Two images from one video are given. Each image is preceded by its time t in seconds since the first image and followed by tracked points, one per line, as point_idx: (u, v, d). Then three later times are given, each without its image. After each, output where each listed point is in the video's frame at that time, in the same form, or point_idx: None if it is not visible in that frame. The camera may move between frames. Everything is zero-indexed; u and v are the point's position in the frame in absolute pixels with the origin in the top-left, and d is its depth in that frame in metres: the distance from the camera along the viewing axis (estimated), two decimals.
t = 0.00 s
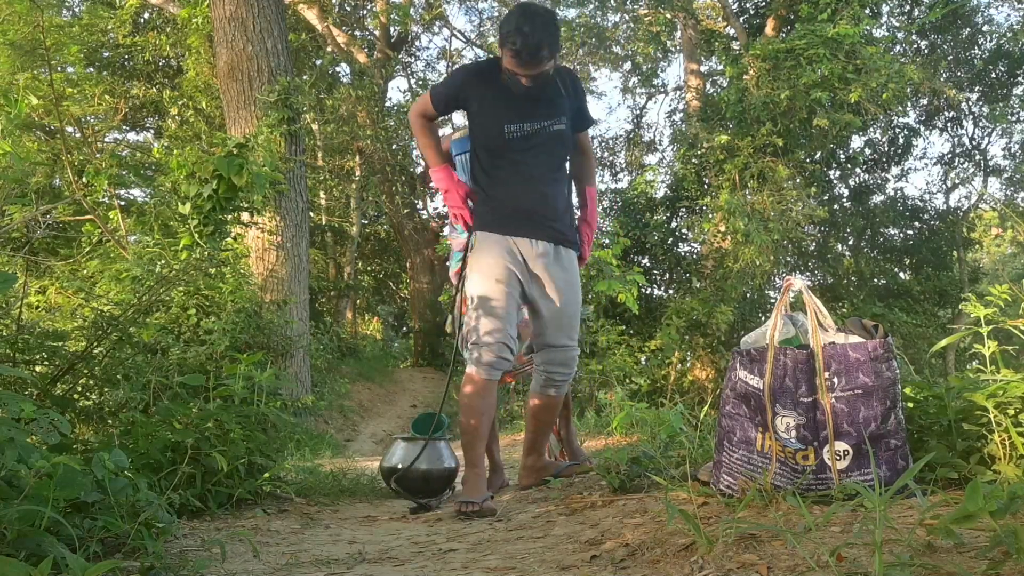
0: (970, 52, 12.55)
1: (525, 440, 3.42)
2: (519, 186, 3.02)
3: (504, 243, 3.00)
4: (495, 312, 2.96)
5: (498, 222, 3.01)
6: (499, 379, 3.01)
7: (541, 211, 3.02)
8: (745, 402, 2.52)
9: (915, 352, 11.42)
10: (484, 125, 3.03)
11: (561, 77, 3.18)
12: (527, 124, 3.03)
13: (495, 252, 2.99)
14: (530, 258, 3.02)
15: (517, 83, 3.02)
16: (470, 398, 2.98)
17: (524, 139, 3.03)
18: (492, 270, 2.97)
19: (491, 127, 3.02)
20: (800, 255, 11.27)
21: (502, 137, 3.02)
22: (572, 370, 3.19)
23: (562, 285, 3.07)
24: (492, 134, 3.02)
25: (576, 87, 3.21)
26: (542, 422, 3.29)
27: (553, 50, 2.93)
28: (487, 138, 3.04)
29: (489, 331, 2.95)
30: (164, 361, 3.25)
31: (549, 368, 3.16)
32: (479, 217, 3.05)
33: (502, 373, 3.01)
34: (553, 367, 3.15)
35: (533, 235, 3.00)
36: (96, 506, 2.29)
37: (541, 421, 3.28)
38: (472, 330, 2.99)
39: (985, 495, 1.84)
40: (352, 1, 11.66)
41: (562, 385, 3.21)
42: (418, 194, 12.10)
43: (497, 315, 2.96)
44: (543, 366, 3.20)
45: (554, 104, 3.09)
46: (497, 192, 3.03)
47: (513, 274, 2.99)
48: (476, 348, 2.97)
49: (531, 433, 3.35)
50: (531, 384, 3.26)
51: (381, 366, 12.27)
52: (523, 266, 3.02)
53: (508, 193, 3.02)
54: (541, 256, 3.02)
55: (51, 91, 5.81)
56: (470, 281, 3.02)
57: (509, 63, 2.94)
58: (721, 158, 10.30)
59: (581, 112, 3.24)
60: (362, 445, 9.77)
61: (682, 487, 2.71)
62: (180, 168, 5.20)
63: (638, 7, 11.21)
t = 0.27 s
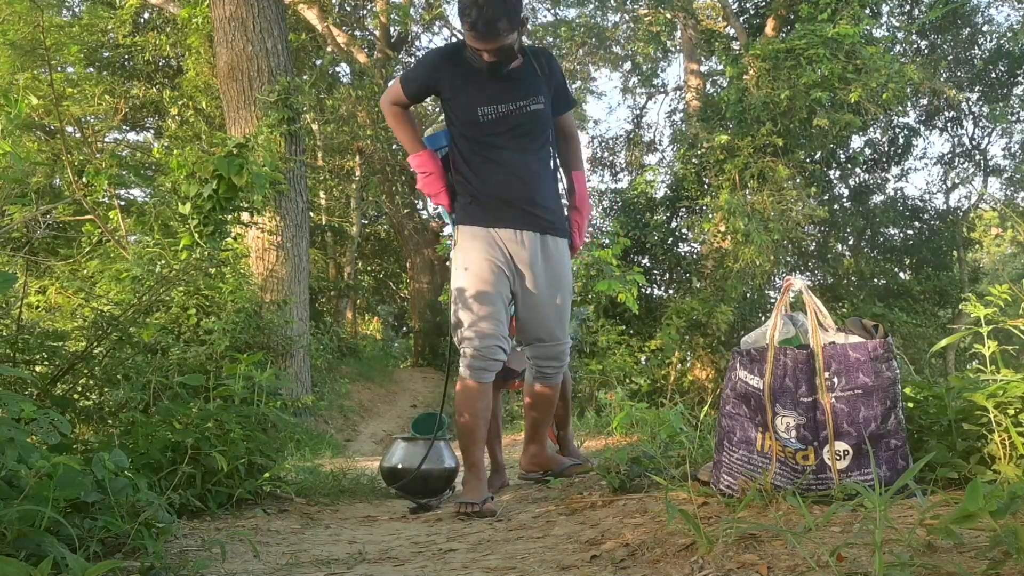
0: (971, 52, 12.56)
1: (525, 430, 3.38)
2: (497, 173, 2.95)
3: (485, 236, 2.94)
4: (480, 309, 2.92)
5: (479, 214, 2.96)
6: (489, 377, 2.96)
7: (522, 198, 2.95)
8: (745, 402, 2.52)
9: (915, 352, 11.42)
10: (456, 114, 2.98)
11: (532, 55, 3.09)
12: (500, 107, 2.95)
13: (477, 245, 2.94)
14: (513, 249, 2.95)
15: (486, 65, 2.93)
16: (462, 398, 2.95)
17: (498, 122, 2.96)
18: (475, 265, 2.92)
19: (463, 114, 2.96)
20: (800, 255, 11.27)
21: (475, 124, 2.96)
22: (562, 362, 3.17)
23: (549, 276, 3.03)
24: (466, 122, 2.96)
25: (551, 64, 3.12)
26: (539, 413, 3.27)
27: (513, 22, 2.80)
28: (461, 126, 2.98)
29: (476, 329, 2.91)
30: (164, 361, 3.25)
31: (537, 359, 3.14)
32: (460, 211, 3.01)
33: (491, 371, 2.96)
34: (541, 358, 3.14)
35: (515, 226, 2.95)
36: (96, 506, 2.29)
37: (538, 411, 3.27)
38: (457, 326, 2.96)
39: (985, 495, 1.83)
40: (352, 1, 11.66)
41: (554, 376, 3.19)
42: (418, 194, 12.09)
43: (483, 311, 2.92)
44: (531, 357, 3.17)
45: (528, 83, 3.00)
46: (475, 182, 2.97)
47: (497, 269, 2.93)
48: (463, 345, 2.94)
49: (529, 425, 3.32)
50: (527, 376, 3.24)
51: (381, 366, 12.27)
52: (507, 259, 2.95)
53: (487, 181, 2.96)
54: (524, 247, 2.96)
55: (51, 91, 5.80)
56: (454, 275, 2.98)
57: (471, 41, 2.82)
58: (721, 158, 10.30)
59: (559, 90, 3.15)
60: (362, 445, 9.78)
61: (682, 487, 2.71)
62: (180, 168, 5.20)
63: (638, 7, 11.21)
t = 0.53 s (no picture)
0: (971, 52, 12.56)
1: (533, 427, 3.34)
2: (500, 159, 2.92)
3: (480, 229, 2.92)
4: (474, 306, 2.91)
5: (479, 203, 2.93)
6: (484, 375, 2.96)
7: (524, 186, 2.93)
8: (745, 402, 2.52)
9: (915, 352, 11.43)
10: (461, 95, 2.94)
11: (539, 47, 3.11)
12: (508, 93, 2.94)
13: (470, 240, 2.93)
14: (506, 241, 2.93)
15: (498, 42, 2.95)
16: (458, 397, 2.94)
17: (503, 107, 2.94)
18: (466, 261, 2.92)
19: (469, 96, 2.94)
20: (799, 255, 11.27)
21: (481, 106, 2.93)
22: (572, 359, 3.07)
23: (549, 269, 2.97)
24: (472, 104, 2.93)
25: (556, 58, 3.14)
26: (550, 407, 3.21)
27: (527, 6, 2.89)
28: (467, 108, 2.94)
29: (470, 326, 2.91)
30: (164, 361, 3.25)
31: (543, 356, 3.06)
32: (459, 199, 2.97)
33: (486, 369, 2.96)
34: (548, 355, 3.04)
35: (512, 219, 2.92)
36: (96, 506, 2.29)
37: (548, 405, 3.21)
38: (453, 325, 2.96)
39: (985, 494, 1.83)
40: (352, 1, 11.65)
41: (564, 374, 3.10)
42: (418, 194, 12.10)
43: (476, 308, 2.91)
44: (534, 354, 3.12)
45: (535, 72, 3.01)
46: (478, 168, 2.93)
47: (490, 263, 2.92)
48: (459, 344, 2.94)
49: (539, 422, 3.28)
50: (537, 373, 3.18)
51: (381, 365, 12.27)
52: (500, 252, 2.93)
53: (489, 167, 2.92)
54: (519, 239, 2.92)
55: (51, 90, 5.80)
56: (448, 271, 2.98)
57: None
58: (721, 158, 10.30)
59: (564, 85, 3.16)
60: (362, 445, 9.77)
61: (682, 487, 2.71)
62: (180, 168, 5.20)
63: (638, 7, 11.21)
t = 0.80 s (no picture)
0: (971, 52, 12.56)
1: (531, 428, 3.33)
2: (505, 157, 2.92)
3: (481, 228, 2.92)
4: (473, 306, 2.92)
5: (481, 200, 2.93)
6: (482, 375, 2.97)
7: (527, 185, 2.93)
8: (745, 402, 2.52)
9: (915, 352, 11.42)
10: (469, 91, 2.95)
11: (549, 49, 3.12)
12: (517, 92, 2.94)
13: (469, 239, 2.93)
14: (504, 240, 2.93)
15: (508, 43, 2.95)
16: (457, 398, 2.95)
17: (511, 107, 2.94)
18: (466, 262, 2.92)
19: (479, 93, 2.93)
20: (799, 255, 11.27)
21: (488, 104, 2.93)
22: (567, 360, 3.08)
23: (547, 269, 2.97)
24: (480, 102, 2.93)
25: (566, 61, 3.14)
26: (547, 409, 3.21)
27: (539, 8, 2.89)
28: (474, 105, 2.94)
29: (469, 327, 2.92)
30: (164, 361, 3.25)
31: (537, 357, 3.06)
32: (462, 196, 2.97)
33: (485, 369, 2.97)
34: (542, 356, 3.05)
35: (513, 219, 2.92)
36: (96, 506, 2.29)
37: (545, 407, 3.20)
38: (452, 325, 2.97)
39: (985, 494, 1.83)
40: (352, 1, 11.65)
41: (559, 375, 3.10)
42: (418, 194, 12.10)
43: (475, 309, 2.92)
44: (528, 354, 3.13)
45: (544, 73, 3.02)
46: (482, 165, 2.93)
47: (489, 263, 2.92)
48: (459, 344, 2.94)
49: (535, 424, 3.28)
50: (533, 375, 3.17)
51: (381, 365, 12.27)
52: (499, 252, 2.93)
53: (493, 165, 2.92)
54: (518, 238, 2.92)
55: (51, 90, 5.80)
56: (447, 271, 2.99)
57: None
58: (721, 158, 10.30)
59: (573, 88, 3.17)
60: (362, 445, 9.77)
61: (682, 487, 2.71)
62: (180, 168, 5.20)
63: (639, 7, 11.20)
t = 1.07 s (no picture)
0: (970, 52, 12.57)
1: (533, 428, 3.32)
2: (501, 158, 2.94)
3: (483, 228, 2.92)
4: (476, 307, 2.92)
5: (482, 201, 2.94)
6: (485, 376, 2.97)
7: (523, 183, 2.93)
8: (745, 402, 2.52)
9: (915, 352, 11.42)
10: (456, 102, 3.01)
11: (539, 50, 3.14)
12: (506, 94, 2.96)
13: (472, 240, 2.93)
14: (508, 240, 2.92)
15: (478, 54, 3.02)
16: (460, 398, 2.96)
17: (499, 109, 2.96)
18: (468, 262, 2.93)
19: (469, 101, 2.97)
20: (799, 255, 11.28)
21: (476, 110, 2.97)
22: (571, 360, 3.06)
23: (550, 268, 2.96)
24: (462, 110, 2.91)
25: (559, 56, 3.13)
26: (549, 409, 3.21)
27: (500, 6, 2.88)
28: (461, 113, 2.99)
29: (472, 328, 2.92)
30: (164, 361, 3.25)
31: (541, 357, 3.05)
32: (464, 199, 2.99)
33: (488, 370, 2.97)
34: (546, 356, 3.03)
35: (516, 218, 2.91)
36: (96, 506, 2.30)
37: (547, 407, 3.20)
38: (456, 326, 2.98)
39: (985, 494, 1.83)
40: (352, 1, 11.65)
41: (564, 375, 3.09)
42: (418, 194, 12.10)
43: (478, 310, 2.92)
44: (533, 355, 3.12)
45: (530, 74, 3.05)
46: (482, 168, 2.95)
47: (492, 264, 2.92)
48: (462, 345, 2.95)
49: (537, 423, 3.27)
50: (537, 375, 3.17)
51: (381, 365, 12.27)
52: (503, 252, 2.93)
53: (490, 168, 2.95)
54: (522, 237, 2.91)
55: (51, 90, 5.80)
56: (451, 271, 2.99)
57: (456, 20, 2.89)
58: (721, 158, 10.30)
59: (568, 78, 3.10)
60: (362, 445, 9.77)
61: (683, 487, 2.71)
62: (180, 168, 5.20)
63: (639, 7, 11.19)
